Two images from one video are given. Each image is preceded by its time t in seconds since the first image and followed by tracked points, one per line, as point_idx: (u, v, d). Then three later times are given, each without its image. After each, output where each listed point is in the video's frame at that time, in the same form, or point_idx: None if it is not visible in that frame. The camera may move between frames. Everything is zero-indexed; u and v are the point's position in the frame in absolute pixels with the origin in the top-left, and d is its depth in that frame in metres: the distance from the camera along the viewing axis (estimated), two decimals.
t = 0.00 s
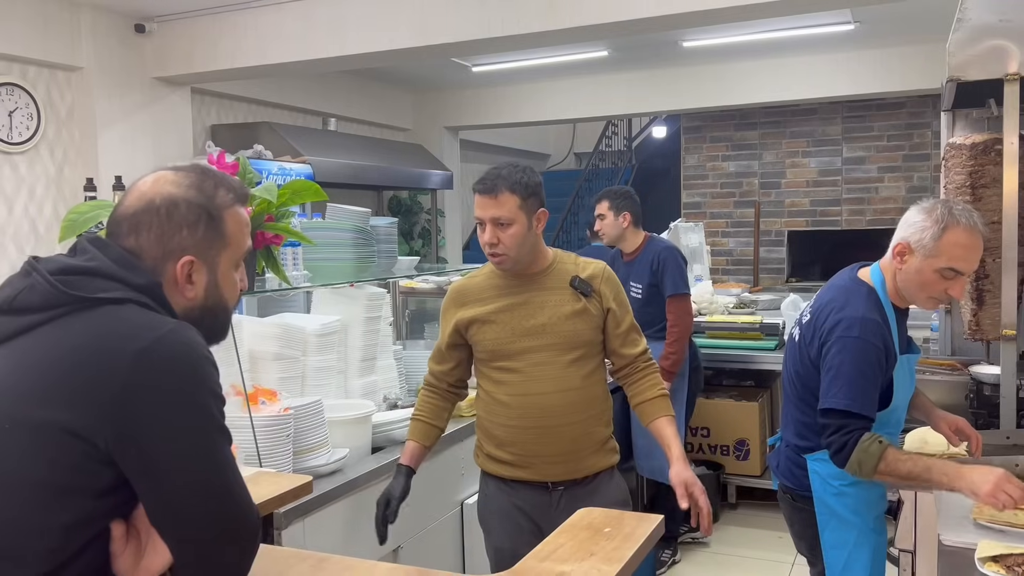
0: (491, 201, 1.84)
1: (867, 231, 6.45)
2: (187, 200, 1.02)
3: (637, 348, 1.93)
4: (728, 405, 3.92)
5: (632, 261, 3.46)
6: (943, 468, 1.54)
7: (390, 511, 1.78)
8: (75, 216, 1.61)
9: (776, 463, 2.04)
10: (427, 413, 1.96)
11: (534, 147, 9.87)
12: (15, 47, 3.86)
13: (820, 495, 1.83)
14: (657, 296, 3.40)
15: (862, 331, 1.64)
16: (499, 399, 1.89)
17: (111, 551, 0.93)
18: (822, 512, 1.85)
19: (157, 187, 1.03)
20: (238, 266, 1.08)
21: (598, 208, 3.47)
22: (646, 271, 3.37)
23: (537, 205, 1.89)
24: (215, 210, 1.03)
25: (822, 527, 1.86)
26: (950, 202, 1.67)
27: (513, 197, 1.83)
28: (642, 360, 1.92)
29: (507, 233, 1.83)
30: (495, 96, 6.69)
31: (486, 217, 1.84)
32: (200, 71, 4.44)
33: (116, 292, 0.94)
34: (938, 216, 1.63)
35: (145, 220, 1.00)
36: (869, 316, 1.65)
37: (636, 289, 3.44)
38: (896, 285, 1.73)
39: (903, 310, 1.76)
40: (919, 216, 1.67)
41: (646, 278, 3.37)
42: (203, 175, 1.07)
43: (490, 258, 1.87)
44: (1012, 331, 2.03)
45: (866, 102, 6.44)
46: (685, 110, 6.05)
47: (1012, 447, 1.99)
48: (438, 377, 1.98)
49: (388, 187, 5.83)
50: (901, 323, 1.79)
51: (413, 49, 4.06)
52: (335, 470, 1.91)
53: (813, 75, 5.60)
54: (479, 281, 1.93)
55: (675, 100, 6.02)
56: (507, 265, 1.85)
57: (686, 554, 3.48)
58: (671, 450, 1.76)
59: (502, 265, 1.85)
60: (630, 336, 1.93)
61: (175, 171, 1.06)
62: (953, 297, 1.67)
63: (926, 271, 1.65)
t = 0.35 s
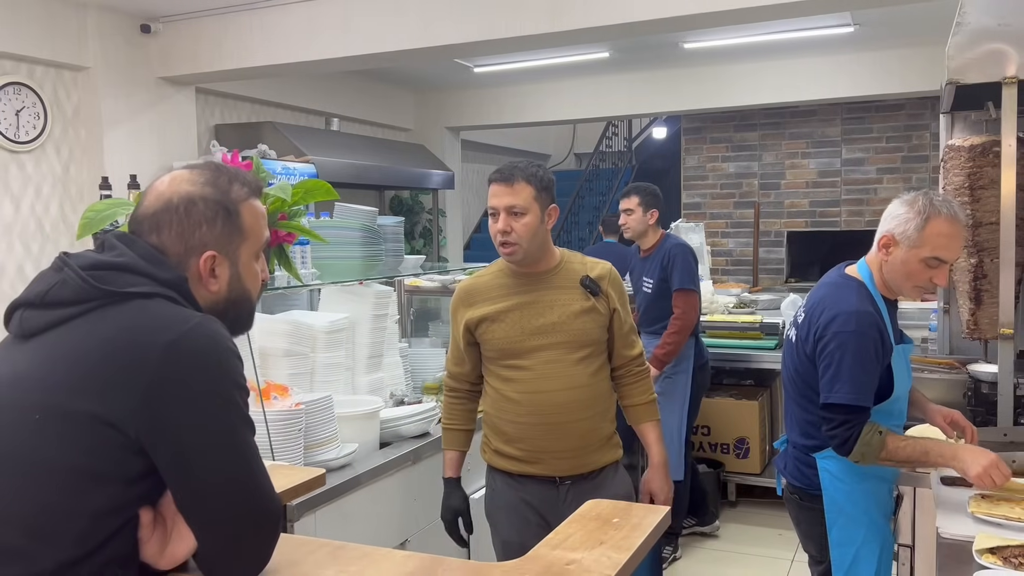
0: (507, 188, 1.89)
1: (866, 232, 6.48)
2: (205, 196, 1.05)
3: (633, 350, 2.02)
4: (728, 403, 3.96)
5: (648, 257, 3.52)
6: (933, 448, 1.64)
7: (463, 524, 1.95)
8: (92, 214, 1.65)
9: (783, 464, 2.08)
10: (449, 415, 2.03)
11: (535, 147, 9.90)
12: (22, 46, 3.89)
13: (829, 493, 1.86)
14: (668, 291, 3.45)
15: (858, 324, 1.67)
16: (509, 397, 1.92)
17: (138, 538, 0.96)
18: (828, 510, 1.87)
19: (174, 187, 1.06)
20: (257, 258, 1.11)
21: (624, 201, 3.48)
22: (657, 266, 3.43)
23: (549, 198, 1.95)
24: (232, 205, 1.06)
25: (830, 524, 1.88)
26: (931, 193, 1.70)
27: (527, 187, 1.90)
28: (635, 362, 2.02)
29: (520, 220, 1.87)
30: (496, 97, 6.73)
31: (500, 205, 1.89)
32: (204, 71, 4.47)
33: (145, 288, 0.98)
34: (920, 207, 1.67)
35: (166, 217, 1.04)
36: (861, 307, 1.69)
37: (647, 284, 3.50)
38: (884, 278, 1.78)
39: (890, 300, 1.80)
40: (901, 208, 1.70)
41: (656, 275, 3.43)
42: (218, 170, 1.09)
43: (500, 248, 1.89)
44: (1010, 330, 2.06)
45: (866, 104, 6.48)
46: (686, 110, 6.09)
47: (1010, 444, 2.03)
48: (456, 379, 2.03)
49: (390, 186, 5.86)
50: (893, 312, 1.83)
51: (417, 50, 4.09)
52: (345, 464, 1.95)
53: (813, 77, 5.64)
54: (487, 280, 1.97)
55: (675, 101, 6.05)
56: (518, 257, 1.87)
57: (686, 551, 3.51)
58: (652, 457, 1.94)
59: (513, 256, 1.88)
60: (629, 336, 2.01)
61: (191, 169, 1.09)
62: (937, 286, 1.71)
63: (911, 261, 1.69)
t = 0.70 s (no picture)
0: (511, 189, 1.91)
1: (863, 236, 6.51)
2: (212, 193, 1.07)
3: (637, 347, 2.05)
4: (725, 405, 3.99)
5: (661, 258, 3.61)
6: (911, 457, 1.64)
7: (447, 521, 1.91)
8: (102, 213, 1.67)
9: (783, 465, 2.10)
10: (448, 414, 2.05)
11: (533, 149, 9.93)
12: (25, 46, 3.91)
13: (829, 493, 1.88)
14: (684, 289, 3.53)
15: (843, 321, 1.71)
16: (512, 395, 1.95)
17: (153, 528, 0.99)
18: (827, 510, 1.90)
19: (183, 185, 1.08)
20: (266, 255, 1.13)
21: (643, 203, 3.59)
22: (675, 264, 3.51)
23: (552, 198, 1.98)
24: (239, 201, 1.08)
25: (829, 523, 1.90)
26: (924, 196, 1.73)
27: (532, 187, 1.92)
28: (638, 360, 2.05)
29: (525, 221, 1.90)
30: (497, 99, 6.76)
31: (505, 206, 1.91)
32: (207, 72, 4.49)
33: (159, 284, 1.01)
34: (913, 209, 1.70)
35: (174, 215, 1.06)
36: (849, 307, 1.73)
37: (663, 284, 3.57)
38: (873, 279, 1.81)
39: (880, 301, 1.83)
40: (895, 210, 1.73)
41: (674, 273, 3.51)
42: (229, 169, 1.11)
43: (505, 247, 1.92)
44: (1005, 332, 2.09)
45: (863, 109, 6.52)
46: (685, 114, 6.12)
47: (1005, 445, 2.03)
48: (456, 376, 2.04)
49: (389, 188, 5.88)
50: (883, 315, 1.86)
51: (418, 53, 4.12)
52: (348, 462, 1.97)
53: (812, 81, 5.67)
54: (491, 280, 1.99)
55: (675, 104, 6.08)
56: (523, 254, 1.90)
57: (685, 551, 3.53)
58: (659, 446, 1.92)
59: (518, 254, 1.91)
60: (631, 334, 2.03)
61: (202, 166, 1.11)
62: (925, 287, 1.74)
63: (902, 261, 1.72)
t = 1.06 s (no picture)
0: (508, 194, 1.93)
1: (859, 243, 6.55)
2: (214, 194, 1.09)
3: (631, 351, 2.05)
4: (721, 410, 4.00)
5: (668, 261, 3.62)
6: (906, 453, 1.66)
7: (462, 526, 1.94)
8: (104, 215, 1.69)
9: (778, 470, 2.12)
10: (448, 417, 2.06)
11: (531, 155, 9.96)
12: (26, 48, 3.92)
13: (821, 496, 1.89)
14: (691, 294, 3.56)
15: (833, 325, 1.73)
16: (509, 397, 1.97)
17: (156, 525, 1.01)
18: (821, 513, 1.91)
19: (189, 187, 1.10)
20: (269, 259, 1.14)
21: (655, 207, 3.54)
22: (684, 268, 3.54)
23: (550, 203, 2.00)
24: (240, 203, 1.09)
25: (823, 526, 1.92)
26: (921, 203, 1.75)
27: (529, 192, 1.93)
28: (633, 364, 2.06)
29: (524, 226, 1.91)
30: (495, 105, 6.79)
31: (502, 210, 1.93)
32: (206, 76, 4.52)
33: (163, 284, 1.02)
34: (910, 216, 1.71)
35: (177, 216, 1.08)
36: (838, 311, 1.75)
37: (672, 286, 3.58)
38: (868, 284, 1.83)
39: (875, 305, 1.85)
40: (892, 216, 1.75)
41: (684, 275, 3.53)
42: (232, 171, 1.13)
43: (504, 251, 1.93)
44: (998, 339, 2.11)
45: (859, 117, 6.56)
46: (683, 121, 6.15)
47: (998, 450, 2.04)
48: (455, 380, 2.06)
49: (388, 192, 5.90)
50: (878, 322, 1.89)
51: (417, 58, 4.14)
52: (346, 463, 1.98)
53: (809, 89, 5.71)
54: (488, 284, 2.01)
55: (673, 111, 6.11)
56: (519, 258, 1.92)
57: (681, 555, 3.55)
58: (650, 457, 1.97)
59: (515, 258, 1.92)
60: (627, 339, 2.05)
61: (207, 170, 1.13)
62: (921, 294, 1.76)
63: (898, 267, 1.74)
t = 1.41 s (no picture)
0: (511, 198, 1.94)
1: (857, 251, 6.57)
2: (221, 197, 1.10)
3: (628, 356, 2.07)
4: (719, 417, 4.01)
5: (681, 267, 3.63)
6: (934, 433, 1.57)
7: (455, 530, 1.95)
8: (108, 218, 1.70)
9: (775, 475, 2.13)
10: (448, 421, 2.06)
11: (531, 161, 9.99)
12: (28, 52, 3.94)
13: (817, 501, 1.91)
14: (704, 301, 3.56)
15: (831, 325, 1.76)
16: (510, 401, 1.98)
17: (160, 525, 1.02)
18: (816, 517, 1.93)
19: (196, 190, 1.12)
20: (275, 263, 1.15)
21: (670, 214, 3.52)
22: (698, 274, 3.55)
23: (550, 208, 2.02)
24: (246, 207, 1.10)
25: (817, 532, 1.94)
26: (920, 211, 1.76)
27: (531, 196, 1.95)
28: (631, 369, 2.08)
29: (523, 228, 1.93)
30: (496, 111, 6.81)
31: (505, 214, 1.94)
32: (208, 81, 4.54)
33: (170, 286, 1.03)
34: (907, 222, 1.73)
35: (185, 219, 1.10)
36: (837, 313, 1.78)
37: (684, 291, 3.57)
38: (867, 291, 1.85)
39: (876, 311, 1.86)
40: (890, 223, 1.76)
41: (697, 281, 3.53)
42: (240, 176, 1.14)
43: (504, 255, 1.95)
44: (995, 346, 2.12)
45: (858, 125, 6.59)
46: (682, 129, 6.18)
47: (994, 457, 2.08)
48: (455, 384, 2.07)
49: (388, 198, 5.92)
50: (878, 331, 1.91)
51: (419, 64, 4.16)
52: (347, 466, 1.99)
53: (808, 97, 5.74)
54: (488, 289, 2.02)
55: (673, 119, 6.14)
56: (522, 262, 1.93)
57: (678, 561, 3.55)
58: (648, 457, 1.98)
59: (517, 262, 1.93)
60: (625, 343, 2.07)
61: (214, 174, 1.14)
62: (918, 301, 1.76)
63: (894, 273, 1.74)
